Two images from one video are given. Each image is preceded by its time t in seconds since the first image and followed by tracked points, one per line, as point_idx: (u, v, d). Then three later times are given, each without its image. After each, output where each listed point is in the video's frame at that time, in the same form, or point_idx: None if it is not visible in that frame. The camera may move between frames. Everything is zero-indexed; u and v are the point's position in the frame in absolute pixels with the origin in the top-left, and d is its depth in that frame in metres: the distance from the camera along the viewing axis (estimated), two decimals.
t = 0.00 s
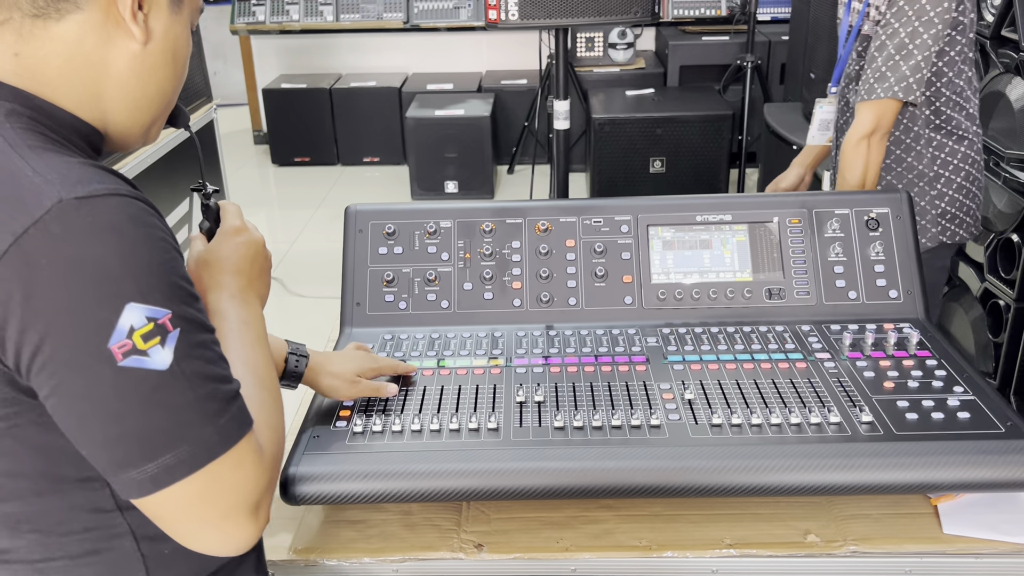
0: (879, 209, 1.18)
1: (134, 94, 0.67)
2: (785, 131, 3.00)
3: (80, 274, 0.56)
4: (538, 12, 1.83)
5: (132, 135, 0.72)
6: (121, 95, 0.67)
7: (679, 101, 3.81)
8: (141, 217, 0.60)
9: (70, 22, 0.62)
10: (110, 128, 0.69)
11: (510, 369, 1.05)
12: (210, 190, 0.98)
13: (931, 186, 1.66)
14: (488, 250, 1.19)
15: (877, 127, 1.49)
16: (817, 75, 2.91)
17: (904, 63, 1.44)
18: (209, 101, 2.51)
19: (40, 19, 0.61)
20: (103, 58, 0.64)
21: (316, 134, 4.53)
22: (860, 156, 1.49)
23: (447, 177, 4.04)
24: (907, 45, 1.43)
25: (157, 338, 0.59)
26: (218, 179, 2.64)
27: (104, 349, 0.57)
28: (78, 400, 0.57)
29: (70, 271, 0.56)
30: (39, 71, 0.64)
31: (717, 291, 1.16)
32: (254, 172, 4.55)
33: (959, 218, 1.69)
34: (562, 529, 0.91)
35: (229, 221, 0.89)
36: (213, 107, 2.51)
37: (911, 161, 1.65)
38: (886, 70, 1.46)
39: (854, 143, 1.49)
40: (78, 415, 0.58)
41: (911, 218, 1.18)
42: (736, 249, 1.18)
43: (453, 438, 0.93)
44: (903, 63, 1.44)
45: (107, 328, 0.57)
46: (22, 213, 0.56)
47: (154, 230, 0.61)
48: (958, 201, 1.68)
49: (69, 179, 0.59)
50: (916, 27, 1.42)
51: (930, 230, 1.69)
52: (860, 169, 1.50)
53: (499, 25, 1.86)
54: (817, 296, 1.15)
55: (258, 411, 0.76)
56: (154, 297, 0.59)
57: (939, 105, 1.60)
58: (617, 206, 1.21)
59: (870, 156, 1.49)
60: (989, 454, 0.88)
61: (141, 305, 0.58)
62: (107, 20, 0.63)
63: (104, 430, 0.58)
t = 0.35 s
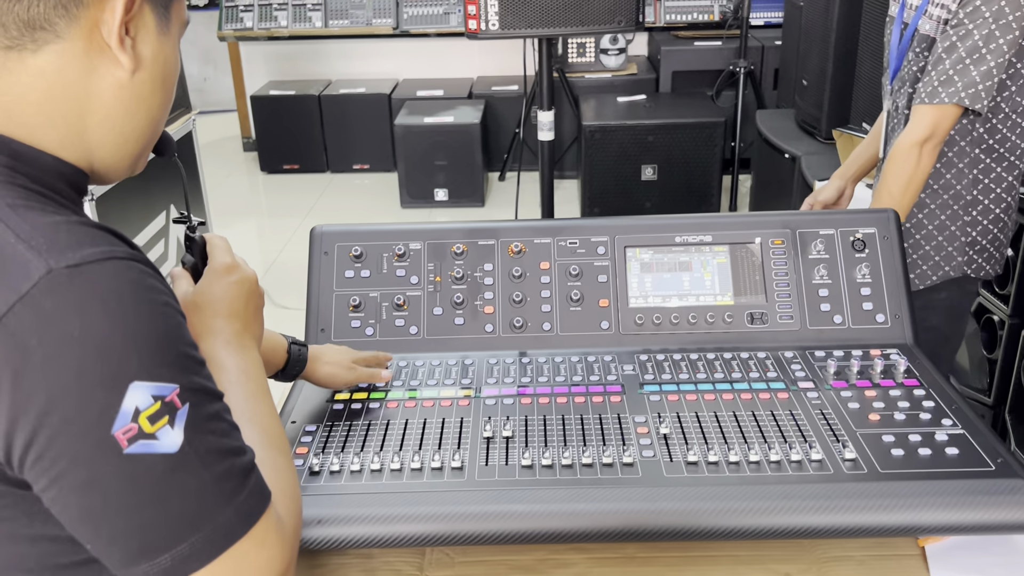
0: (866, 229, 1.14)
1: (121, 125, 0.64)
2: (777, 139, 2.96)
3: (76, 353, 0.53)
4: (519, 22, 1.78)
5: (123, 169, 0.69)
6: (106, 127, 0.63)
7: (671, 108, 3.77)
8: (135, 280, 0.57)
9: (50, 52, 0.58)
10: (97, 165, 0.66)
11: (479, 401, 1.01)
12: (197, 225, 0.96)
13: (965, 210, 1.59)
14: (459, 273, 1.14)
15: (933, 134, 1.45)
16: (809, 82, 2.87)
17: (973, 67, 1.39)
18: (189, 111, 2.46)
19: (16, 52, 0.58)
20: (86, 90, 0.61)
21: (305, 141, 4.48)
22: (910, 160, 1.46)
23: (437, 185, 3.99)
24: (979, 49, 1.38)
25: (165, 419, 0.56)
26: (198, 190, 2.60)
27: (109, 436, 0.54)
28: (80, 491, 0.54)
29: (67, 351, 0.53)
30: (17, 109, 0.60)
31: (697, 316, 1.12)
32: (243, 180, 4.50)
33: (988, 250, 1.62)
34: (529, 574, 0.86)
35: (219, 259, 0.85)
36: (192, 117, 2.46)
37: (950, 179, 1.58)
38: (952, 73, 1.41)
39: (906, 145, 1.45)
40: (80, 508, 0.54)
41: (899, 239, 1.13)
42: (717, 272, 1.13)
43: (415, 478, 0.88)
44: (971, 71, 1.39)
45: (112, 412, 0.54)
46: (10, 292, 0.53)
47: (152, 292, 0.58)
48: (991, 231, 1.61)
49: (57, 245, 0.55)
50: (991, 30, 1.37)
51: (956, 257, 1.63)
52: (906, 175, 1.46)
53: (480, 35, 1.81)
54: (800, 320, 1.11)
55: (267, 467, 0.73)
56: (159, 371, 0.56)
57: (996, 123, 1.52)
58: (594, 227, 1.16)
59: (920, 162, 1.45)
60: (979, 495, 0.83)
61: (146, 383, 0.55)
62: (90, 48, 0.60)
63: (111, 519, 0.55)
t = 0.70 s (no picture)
0: (850, 245, 1.09)
1: (82, 159, 0.60)
2: (768, 144, 2.92)
3: (49, 443, 0.51)
4: (498, 28, 1.74)
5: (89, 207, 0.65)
6: (65, 162, 0.60)
7: (662, 112, 3.72)
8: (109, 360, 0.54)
9: None
10: (59, 204, 0.62)
11: (443, 429, 0.96)
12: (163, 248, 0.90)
13: (979, 225, 1.44)
14: (426, 292, 1.09)
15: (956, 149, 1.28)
16: (800, 87, 2.82)
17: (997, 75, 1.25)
18: (167, 119, 2.42)
19: None
20: (40, 122, 0.57)
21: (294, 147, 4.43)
22: (931, 174, 1.26)
23: (426, 191, 3.94)
24: (1003, 56, 1.25)
25: (142, 509, 0.54)
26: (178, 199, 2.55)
27: (81, 531, 0.52)
28: None
29: (38, 442, 0.50)
30: None
31: (673, 337, 1.07)
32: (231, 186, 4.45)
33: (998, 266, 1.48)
34: None
35: (186, 290, 0.78)
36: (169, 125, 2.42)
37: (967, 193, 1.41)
38: (976, 82, 1.26)
39: (927, 159, 1.27)
40: None
41: (884, 256, 1.09)
42: (694, 291, 1.09)
43: (369, 516, 0.83)
44: (995, 79, 1.25)
45: (84, 505, 0.52)
46: None
47: (128, 367, 0.56)
48: (1003, 248, 1.47)
49: (28, 322, 0.52)
50: (1015, 36, 1.24)
51: (969, 273, 1.48)
52: (929, 191, 1.27)
53: (457, 41, 1.77)
54: (781, 341, 1.06)
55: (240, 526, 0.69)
56: (136, 457, 0.54)
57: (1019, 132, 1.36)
58: (566, 243, 1.11)
59: (943, 177, 1.26)
60: (965, 533, 0.79)
61: (122, 472, 0.53)
62: (42, 79, 0.56)
63: None
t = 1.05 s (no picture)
0: (840, 251, 1.06)
1: (77, 168, 0.57)
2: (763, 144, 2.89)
3: (151, 437, 0.49)
4: (484, 29, 1.71)
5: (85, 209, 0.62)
6: (60, 172, 0.57)
7: (658, 112, 3.69)
8: (191, 355, 0.54)
9: None
10: (55, 209, 0.59)
11: (417, 445, 0.93)
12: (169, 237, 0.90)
13: (975, 231, 1.40)
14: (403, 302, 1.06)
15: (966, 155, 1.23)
16: (796, 86, 2.79)
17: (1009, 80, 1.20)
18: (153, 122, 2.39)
19: None
20: (33, 132, 0.54)
21: (288, 149, 4.39)
22: (940, 182, 1.22)
23: (420, 193, 3.91)
24: (1012, 60, 1.20)
25: (230, 493, 0.53)
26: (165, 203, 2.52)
27: (182, 519, 0.51)
28: None
29: (141, 441, 0.49)
30: None
31: (657, 347, 1.04)
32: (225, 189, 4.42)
33: (991, 274, 1.45)
34: None
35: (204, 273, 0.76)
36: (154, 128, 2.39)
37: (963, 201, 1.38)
38: (986, 87, 1.21)
39: (935, 166, 1.23)
40: None
41: (875, 263, 1.05)
42: (678, 299, 1.05)
43: (335, 539, 0.80)
44: (1005, 84, 1.20)
45: (185, 494, 0.51)
46: (74, 381, 0.48)
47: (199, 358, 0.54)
48: (996, 255, 1.44)
49: (111, 323, 0.51)
50: None
51: (960, 279, 1.44)
52: (935, 200, 1.23)
53: (443, 42, 1.73)
54: (768, 351, 1.03)
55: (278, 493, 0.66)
56: (225, 445, 0.53)
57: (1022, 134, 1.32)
58: (547, 251, 1.08)
59: (951, 186, 1.22)
60: (956, 555, 0.75)
61: (215, 460, 0.52)
62: (32, 89, 0.53)
63: None
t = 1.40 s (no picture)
0: (829, 253, 1.04)
1: (101, 175, 0.60)
2: (759, 143, 2.86)
3: (267, 393, 0.57)
4: (472, 27, 1.68)
5: (107, 209, 0.65)
6: (87, 179, 0.59)
7: (655, 110, 3.66)
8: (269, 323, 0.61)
9: (17, 109, 0.54)
10: (82, 211, 0.62)
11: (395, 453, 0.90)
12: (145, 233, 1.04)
13: (968, 231, 1.38)
14: (382, 307, 1.04)
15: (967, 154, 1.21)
16: (792, 84, 2.76)
17: (1007, 78, 1.17)
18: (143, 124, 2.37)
19: None
20: (60, 142, 0.56)
21: (283, 149, 4.37)
22: (941, 182, 1.20)
23: (415, 193, 3.89)
24: (1011, 57, 1.17)
25: (329, 421, 0.62)
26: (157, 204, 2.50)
27: (302, 447, 0.59)
28: (299, 517, 0.60)
29: (268, 399, 0.57)
30: None
31: (642, 351, 1.01)
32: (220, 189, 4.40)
33: (987, 275, 1.42)
34: None
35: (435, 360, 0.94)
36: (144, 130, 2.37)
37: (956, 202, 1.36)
38: (984, 85, 1.18)
39: (934, 166, 1.21)
40: (305, 531, 0.61)
41: (864, 265, 1.03)
42: (663, 303, 1.03)
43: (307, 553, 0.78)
44: (1003, 82, 1.17)
45: (302, 428, 0.59)
46: (204, 355, 0.56)
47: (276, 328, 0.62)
48: (991, 256, 1.41)
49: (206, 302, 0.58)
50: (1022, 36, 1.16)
51: (953, 281, 1.42)
52: (935, 201, 1.21)
53: (430, 40, 1.71)
54: (756, 355, 1.01)
55: (388, 465, 0.71)
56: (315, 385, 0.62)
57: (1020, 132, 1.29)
58: (530, 254, 1.06)
59: (951, 187, 1.20)
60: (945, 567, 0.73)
61: (316, 397, 0.61)
62: (57, 101, 0.55)
63: (323, 532, 0.62)
